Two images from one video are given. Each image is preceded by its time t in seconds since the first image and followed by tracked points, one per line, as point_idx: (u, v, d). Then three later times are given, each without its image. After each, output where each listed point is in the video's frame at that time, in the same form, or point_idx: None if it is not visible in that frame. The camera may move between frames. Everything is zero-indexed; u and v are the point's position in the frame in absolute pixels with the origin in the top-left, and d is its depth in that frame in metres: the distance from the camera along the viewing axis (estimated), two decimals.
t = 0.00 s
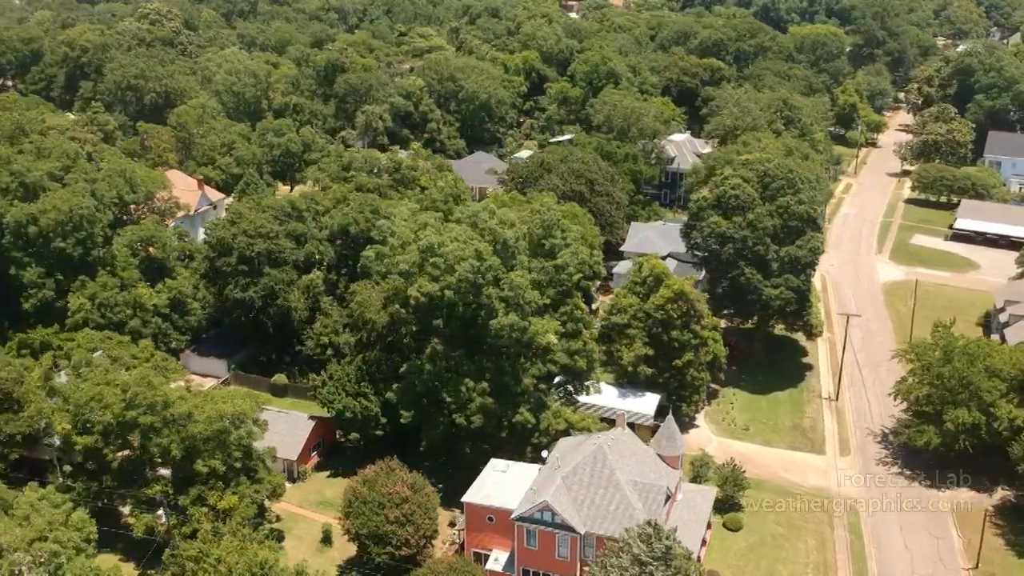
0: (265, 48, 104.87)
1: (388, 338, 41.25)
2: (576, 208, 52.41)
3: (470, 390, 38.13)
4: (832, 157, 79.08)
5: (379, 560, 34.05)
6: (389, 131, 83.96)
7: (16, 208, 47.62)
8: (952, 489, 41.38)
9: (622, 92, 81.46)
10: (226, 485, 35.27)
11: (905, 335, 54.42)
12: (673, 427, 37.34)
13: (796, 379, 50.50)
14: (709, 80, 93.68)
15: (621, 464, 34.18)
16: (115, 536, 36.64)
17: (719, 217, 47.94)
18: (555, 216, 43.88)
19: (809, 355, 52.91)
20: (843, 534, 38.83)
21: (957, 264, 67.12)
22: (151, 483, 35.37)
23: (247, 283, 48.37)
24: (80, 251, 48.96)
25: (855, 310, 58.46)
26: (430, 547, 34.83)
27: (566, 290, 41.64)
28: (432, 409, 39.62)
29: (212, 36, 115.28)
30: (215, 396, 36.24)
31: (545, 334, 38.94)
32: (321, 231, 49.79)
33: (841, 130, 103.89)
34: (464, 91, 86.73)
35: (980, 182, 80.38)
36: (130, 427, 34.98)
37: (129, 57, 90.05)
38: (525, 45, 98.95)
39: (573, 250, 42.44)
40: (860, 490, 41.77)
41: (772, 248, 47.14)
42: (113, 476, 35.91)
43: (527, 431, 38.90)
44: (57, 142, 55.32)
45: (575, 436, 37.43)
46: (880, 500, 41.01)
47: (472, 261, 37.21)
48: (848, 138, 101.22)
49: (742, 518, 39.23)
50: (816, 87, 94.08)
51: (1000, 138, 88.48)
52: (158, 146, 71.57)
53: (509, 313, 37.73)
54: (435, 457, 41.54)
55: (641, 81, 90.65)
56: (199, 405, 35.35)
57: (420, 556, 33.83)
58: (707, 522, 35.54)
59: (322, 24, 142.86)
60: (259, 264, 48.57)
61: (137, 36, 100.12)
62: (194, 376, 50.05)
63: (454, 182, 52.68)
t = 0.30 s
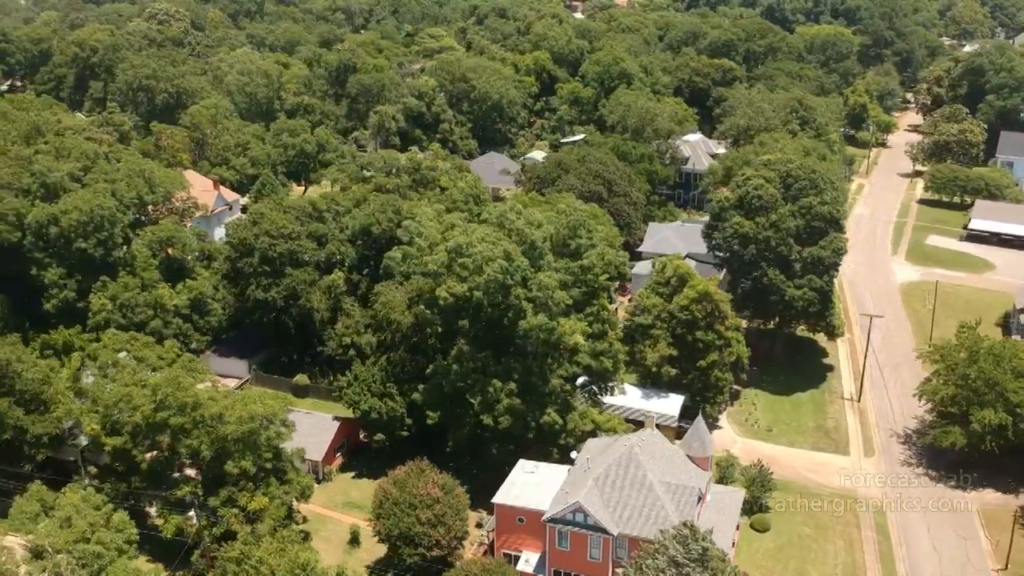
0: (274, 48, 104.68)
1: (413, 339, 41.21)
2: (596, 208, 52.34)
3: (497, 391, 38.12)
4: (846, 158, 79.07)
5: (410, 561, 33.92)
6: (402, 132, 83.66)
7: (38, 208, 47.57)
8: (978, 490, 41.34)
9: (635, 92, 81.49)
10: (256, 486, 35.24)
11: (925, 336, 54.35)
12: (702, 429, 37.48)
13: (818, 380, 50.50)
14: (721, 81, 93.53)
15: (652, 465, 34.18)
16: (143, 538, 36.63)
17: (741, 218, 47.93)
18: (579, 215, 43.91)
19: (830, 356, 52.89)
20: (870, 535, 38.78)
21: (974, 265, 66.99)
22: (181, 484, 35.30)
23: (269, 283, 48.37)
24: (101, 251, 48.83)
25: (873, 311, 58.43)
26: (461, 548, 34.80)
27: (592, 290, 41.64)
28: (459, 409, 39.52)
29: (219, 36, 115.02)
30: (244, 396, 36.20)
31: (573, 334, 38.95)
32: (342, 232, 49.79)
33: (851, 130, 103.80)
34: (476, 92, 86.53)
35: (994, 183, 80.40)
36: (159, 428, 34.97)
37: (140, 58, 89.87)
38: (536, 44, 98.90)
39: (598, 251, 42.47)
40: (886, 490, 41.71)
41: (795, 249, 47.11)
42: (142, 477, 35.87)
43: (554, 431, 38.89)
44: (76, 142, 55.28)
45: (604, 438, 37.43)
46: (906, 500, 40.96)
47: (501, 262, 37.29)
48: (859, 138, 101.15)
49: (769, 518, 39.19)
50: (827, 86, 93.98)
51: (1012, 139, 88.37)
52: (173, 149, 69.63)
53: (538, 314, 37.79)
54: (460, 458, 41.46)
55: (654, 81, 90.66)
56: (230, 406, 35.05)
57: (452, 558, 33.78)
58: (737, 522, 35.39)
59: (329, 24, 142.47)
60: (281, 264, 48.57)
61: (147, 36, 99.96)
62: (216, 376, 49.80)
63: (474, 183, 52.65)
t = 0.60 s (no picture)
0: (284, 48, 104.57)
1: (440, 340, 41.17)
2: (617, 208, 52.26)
3: (526, 391, 38.08)
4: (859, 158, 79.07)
5: (442, 562, 33.81)
6: (415, 133, 83.62)
7: (60, 209, 47.55)
8: (1004, 491, 41.29)
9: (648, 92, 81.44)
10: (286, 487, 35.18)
11: (945, 338, 54.27)
12: (732, 428, 37.42)
13: (839, 381, 50.50)
14: (733, 81, 93.48)
15: (684, 466, 34.17)
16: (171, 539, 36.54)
17: (764, 218, 47.95)
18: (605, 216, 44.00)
19: (850, 357, 52.90)
20: (899, 535, 38.68)
21: (990, 266, 66.87)
22: (210, 486, 35.22)
23: (292, 284, 48.40)
24: (122, 252, 48.75)
25: (892, 311, 58.38)
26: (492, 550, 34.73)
27: (618, 291, 41.65)
28: (486, 411, 39.44)
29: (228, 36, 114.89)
30: (274, 398, 36.17)
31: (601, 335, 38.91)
32: (364, 232, 49.79)
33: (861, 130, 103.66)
34: (488, 92, 86.36)
35: (1007, 183, 80.34)
36: (190, 429, 34.94)
37: (151, 57, 89.72)
38: (547, 45, 98.95)
39: (624, 251, 42.54)
40: (912, 491, 41.64)
41: (819, 250, 47.09)
42: (170, 478, 35.70)
43: (582, 433, 38.81)
44: (95, 142, 55.25)
45: (633, 439, 37.44)
46: (932, 501, 40.89)
47: (530, 263, 37.50)
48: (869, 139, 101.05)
49: (797, 520, 39.12)
50: (838, 87, 93.97)
51: None
52: (186, 147, 70.67)
53: (567, 315, 37.87)
54: (485, 459, 41.31)
55: (665, 82, 90.63)
56: (261, 407, 34.97)
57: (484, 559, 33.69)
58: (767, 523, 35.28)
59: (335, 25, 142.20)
60: (303, 265, 48.60)
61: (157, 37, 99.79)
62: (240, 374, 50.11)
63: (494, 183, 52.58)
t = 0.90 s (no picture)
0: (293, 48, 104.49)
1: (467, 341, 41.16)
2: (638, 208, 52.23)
3: (554, 392, 38.07)
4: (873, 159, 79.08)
5: (475, 563, 33.75)
6: (427, 133, 83.64)
7: (82, 209, 47.59)
8: None
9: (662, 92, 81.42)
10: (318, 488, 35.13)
11: (965, 338, 54.22)
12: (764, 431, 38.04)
13: (861, 381, 50.54)
14: (745, 81, 93.50)
15: (715, 467, 34.20)
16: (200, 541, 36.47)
17: (787, 219, 47.96)
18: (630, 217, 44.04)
19: (871, 358, 52.93)
20: (927, 536, 38.62)
21: (1007, 266, 66.78)
22: (241, 486, 35.18)
23: (314, 285, 48.41)
24: (144, 252, 48.67)
25: (911, 312, 58.34)
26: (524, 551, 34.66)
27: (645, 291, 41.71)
28: (514, 412, 39.39)
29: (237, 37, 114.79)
30: (305, 398, 36.17)
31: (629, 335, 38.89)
32: (386, 233, 49.81)
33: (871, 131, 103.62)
34: (501, 93, 86.17)
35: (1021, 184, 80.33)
36: (221, 430, 34.89)
37: (163, 57, 89.65)
38: (558, 45, 99.00)
39: (650, 252, 42.58)
40: (937, 491, 41.59)
41: (842, 250, 47.09)
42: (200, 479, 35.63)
43: (610, 433, 38.81)
44: (115, 142, 55.22)
45: (661, 441, 37.47)
46: (959, 502, 40.83)
47: (560, 264, 37.57)
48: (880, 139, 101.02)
49: (824, 520, 39.07)
50: (850, 87, 93.97)
51: None
52: (201, 147, 70.78)
53: (597, 316, 37.88)
54: (511, 459, 41.22)
55: (677, 82, 90.59)
56: (292, 407, 34.94)
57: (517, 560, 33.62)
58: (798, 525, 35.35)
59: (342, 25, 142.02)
60: (326, 266, 48.64)
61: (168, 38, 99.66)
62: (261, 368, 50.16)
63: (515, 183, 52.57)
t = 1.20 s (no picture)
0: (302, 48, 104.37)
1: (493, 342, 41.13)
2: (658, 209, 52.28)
3: (582, 393, 38.09)
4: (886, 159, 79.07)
5: (507, 564, 33.72)
6: (439, 133, 83.65)
7: (104, 209, 47.58)
8: None
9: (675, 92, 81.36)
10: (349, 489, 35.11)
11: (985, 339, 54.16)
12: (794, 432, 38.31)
13: (882, 382, 50.54)
14: (756, 81, 93.49)
15: (747, 469, 34.20)
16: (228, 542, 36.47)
17: (810, 219, 47.97)
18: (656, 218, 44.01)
19: (892, 359, 52.94)
20: (954, 536, 38.55)
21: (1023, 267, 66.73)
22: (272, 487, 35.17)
23: (337, 285, 48.36)
24: (166, 253, 48.62)
25: (929, 313, 58.31)
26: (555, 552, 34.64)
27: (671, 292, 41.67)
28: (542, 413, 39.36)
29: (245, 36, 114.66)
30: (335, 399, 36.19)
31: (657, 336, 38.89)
32: (408, 234, 49.82)
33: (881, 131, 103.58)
34: (513, 93, 85.97)
35: None
36: (251, 431, 34.87)
37: (174, 57, 89.52)
38: (569, 45, 98.97)
39: (676, 253, 42.57)
40: (963, 492, 41.54)
41: (865, 251, 47.11)
42: (230, 480, 35.61)
43: (638, 434, 38.78)
44: (134, 142, 55.17)
45: (691, 443, 37.47)
46: (985, 503, 40.79)
47: (590, 265, 37.55)
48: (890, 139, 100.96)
49: (852, 521, 39.04)
50: (862, 87, 93.86)
51: None
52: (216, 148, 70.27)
53: (626, 317, 37.91)
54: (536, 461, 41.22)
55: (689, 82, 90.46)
56: (323, 408, 34.93)
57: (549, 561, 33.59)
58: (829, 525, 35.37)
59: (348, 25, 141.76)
60: (349, 266, 48.60)
61: (178, 37, 99.50)
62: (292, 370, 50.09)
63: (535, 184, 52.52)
